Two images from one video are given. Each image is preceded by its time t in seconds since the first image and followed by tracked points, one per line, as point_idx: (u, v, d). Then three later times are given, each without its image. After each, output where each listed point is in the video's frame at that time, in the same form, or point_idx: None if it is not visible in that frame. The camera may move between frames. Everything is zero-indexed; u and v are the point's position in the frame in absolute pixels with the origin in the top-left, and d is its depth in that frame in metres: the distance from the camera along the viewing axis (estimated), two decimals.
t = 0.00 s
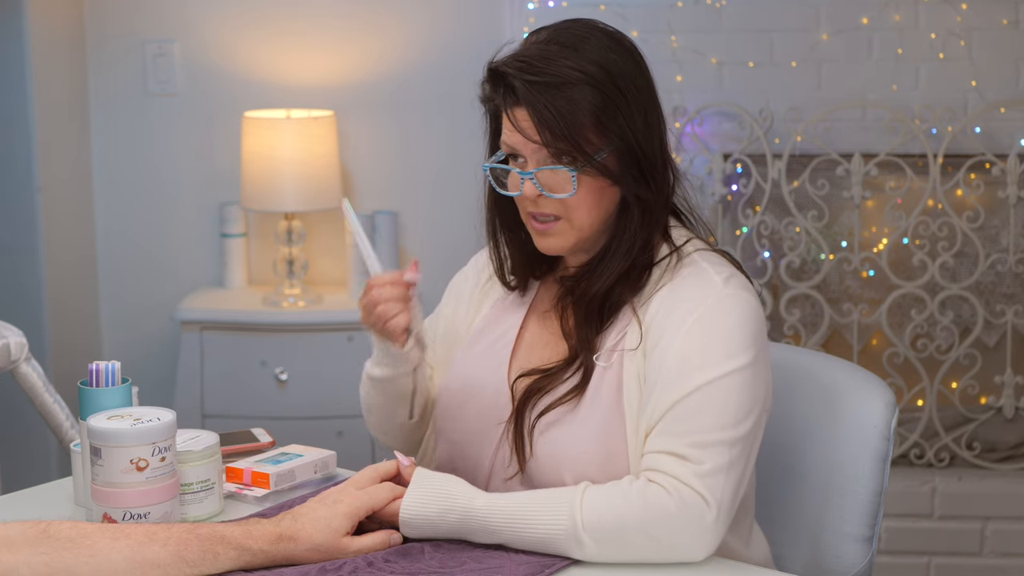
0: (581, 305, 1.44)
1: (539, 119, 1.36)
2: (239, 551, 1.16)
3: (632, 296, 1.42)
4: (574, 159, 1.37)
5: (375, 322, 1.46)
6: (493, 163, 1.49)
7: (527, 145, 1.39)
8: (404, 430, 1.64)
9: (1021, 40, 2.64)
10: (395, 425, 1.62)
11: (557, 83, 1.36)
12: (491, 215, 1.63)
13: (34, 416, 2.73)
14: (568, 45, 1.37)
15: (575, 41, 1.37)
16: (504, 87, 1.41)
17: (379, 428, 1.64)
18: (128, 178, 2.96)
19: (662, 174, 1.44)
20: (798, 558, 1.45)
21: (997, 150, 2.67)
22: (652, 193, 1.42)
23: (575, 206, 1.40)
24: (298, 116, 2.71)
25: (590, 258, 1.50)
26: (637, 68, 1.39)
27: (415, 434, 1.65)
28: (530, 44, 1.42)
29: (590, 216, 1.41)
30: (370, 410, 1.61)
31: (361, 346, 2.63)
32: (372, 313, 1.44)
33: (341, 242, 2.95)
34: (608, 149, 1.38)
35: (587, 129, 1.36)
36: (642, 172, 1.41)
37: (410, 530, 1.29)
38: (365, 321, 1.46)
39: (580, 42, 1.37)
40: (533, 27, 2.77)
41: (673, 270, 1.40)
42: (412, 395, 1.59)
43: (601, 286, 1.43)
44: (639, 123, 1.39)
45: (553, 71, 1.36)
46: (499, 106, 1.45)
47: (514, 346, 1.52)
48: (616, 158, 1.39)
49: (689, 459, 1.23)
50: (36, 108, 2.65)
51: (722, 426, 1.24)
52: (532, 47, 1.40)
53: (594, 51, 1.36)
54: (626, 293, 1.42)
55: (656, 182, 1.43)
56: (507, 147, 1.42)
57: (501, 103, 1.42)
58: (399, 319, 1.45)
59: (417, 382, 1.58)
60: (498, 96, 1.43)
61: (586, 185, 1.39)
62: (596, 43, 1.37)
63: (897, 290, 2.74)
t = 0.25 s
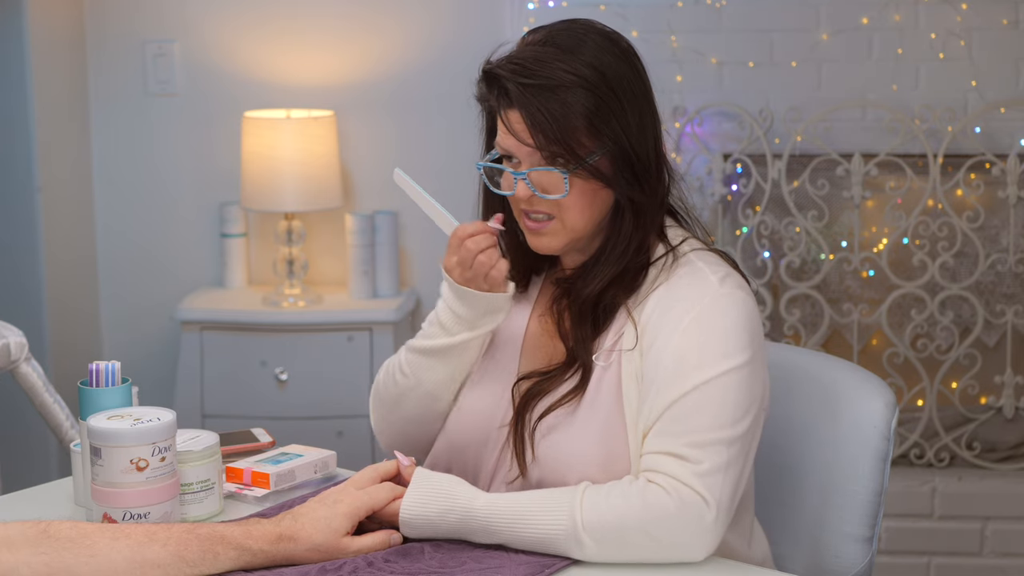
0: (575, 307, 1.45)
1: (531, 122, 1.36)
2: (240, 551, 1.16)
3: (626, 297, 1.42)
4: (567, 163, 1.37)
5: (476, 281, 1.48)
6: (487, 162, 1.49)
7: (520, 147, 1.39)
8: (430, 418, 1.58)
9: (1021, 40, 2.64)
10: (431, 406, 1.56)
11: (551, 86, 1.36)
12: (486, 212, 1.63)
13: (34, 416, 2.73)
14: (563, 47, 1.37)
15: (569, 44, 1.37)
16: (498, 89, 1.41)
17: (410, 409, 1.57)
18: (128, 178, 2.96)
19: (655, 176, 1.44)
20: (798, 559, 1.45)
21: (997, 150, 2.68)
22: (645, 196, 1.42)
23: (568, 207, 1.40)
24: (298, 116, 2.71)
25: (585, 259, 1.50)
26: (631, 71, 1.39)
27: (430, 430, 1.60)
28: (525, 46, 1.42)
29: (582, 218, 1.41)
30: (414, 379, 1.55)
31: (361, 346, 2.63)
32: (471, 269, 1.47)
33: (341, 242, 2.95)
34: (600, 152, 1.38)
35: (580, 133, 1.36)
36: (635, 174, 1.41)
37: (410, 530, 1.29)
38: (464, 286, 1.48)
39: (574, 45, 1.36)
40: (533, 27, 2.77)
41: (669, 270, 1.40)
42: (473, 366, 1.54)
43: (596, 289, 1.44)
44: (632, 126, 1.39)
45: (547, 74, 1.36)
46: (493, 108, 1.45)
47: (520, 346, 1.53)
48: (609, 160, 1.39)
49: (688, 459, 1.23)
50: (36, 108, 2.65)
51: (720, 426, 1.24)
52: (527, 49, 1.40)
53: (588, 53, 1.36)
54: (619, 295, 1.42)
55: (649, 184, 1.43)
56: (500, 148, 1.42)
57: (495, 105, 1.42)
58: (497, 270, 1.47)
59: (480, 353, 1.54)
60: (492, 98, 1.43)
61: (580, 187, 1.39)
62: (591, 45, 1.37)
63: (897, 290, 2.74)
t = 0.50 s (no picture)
0: (576, 307, 1.46)
1: (531, 123, 1.37)
2: (240, 550, 1.16)
3: (627, 299, 1.42)
4: (566, 163, 1.37)
5: (487, 279, 1.48)
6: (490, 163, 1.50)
7: (520, 148, 1.39)
8: (433, 420, 1.57)
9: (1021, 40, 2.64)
10: (435, 407, 1.55)
11: (551, 87, 1.36)
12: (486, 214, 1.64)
13: (34, 416, 2.73)
14: (562, 48, 1.37)
15: (569, 44, 1.37)
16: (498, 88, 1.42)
17: (415, 410, 1.56)
18: (128, 178, 2.96)
19: (654, 176, 1.44)
20: (798, 559, 1.45)
21: (997, 150, 2.68)
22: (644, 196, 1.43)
23: (568, 208, 1.40)
24: (298, 116, 2.71)
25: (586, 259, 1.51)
26: (631, 71, 1.39)
27: (432, 432, 1.59)
28: (525, 45, 1.42)
29: (582, 220, 1.42)
30: (420, 380, 1.54)
31: (361, 346, 2.63)
32: (483, 266, 1.47)
33: (341, 242, 2.95)
34: (600, 153, 1.38)
35: (579, 133, 1.36)
36: (634, 174, 1.41)
37: (410, 530, 1.29)
38: (474, 284, 1.48)
39: (574, 45, 1.36)
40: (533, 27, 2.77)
41: (670, 270, 1.41)
42: (479, 363, 1.53)
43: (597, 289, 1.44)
44: (632, 126, 1.39)
45: (547, 75, 1.36)
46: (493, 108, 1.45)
47: (522, 347, 1.53)
48: (609, 161, 1.39)
49: (688, 459, 1.23)
50: (35, 108, 2.65)
51: (721, 426, 1.24)
52: (527, 49, 1.40)
53: (587, 54, 1.36)
54: (620, 296, 1.42)
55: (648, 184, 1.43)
56: (500, 149, 1.42)
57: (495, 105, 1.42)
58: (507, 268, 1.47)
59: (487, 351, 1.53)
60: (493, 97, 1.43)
61: (580, 189, 1.39)
62: (591, 45, 1.36)
63: (897, 290, 2.74)
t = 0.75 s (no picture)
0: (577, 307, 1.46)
1: (529, 124, 1.37)
2: (239, 550, 1.16)
3: (627, 298, 1.42)
4: (565, 164, 1.38)
5: (487, 276, 1.48)
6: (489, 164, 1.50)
7: (518, 150, 1.40)
8: (433, 421, 1.57)
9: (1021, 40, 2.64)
10: (435, 407, 1.55)
11: (548, 88, 1.36)
12: (485, 215, 1.64)
13: (34, 416, 2.73)
14: (559, 49, 1.37)
15: (566, 44, 1.37)
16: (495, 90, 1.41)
17: (416, 412, 1.56)
18: (128, 178, 2.96)
19: (653, 175, 1.44)
20: (798, 559, 1.45)
21: (997, 150, 2.68)
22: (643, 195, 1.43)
23: (566, 209, 1.40)
24: (298, 116, 2.71)
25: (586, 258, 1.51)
26: (628, 70, 1.39)
27: (433, 434, 1.59)
28: (521, 46, 1.42)
29: (581, 220, 1.42)
30: (420, 380, 1.54)
31: (361, 346, 2.63)
32: (482, 263, 1.47)
33: (341, 242, 2.95)
34: (598, 152, 1.38)
35: (577, 134, 1.37)
36: (633, 174, 1.42)
37: (410, 530, 1.29)
38: (473, 282, 1.48)
39: (571, 46, 1.36)
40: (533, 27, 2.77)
41: (670, 270, 1.41)
42: (479, 363, 1.53)
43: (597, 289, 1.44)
44: (630, 126, 1.39)
45: (544, 76, 1.36)
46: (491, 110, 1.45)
47: (523, 348, 1.53)
48: (607, 161, 1.39)
49: (688, 459, 1.23)
50: (36, 108, 2.65)
51: (721, 426, 1.24)
52: (524, 50, 1.40)
53: (583, 55, 1.36)
54: (620, 295, 1.42)
55: (647, 183, 1.43)
56: (499, 151, 1.42)
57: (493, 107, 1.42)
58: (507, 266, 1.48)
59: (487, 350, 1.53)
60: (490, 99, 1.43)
61: (580, 189, 1.40)
62: (588, 46, 1.37)
63: (897, 290, 2.74)
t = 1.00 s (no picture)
0: (577, 307, 1.46)
1: (529, 124, 1.37)
2: (239, 550, 1.16)
3: (627, 298, 1.42)
4: (565, 164, 1.38)
5: (486, 275, 1.48)
6: (488, 164, 1.50)
7: (519, 149, 1.39)
8: (434, 422, 1.57)
9: (1021, 40, 2.64)
10: (435, 407, 1.55)
11: (549, 87, 1.36)
12: (484, 215, 1.64)
13: (34, 416, 2.73)
14: (559, 49, 1.37)
15: (566, 44, 1.37)
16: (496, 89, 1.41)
17: (416, 412, 1.56)
18: (128, 178, 2.96)
19: (653, 175, 1.44)
20: (798, 559, 1.45)
21: (997, 150, 2.68)
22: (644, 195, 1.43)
23: (567, 209, 1.40)
24: (298, 116, 2.71)
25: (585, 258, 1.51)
26: (628, 70, 1.39)
27: (433, 435, 1.59)
28: (521, 46, 1.42)
29: (580, 220, 1.42)
30: (420, 381, 1.55)
31: (362, 346, 2.63)
32: (481, 262, 1.48)
33: (341, 242, 2.95)
34: (599, 152, 1.38)
35: (578, 134, 1.37)
36: (633, 174, 1.42)
37: (410, 530, 1.29)
38: (473, 281, 1.49)
39: (571, 45, 1.36)
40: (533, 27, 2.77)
41: (669, 270, 1.41)
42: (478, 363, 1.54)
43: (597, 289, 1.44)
44: (631, 126, 1.39)
45: (545, 76, 1.36)
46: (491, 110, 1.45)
47: (523, 348, 1.53)
48: (607, 161, 1.39)
49: (688, 458, 1.23)
50: (36, 108, 2.65)
51: (721, 426, 1.24)
52: (525, 49, 1.40)
53: (582, 54, 1.36)
54: (620, 295, 1.42)
55: (647, 183, 1.43)
56: (498, 150, 1.42)
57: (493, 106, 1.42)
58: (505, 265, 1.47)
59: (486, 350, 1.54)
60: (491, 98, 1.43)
61: (581, 190, 1.40)
62: (589, 45, 1.37)
63: (897, 290, 2.74)
